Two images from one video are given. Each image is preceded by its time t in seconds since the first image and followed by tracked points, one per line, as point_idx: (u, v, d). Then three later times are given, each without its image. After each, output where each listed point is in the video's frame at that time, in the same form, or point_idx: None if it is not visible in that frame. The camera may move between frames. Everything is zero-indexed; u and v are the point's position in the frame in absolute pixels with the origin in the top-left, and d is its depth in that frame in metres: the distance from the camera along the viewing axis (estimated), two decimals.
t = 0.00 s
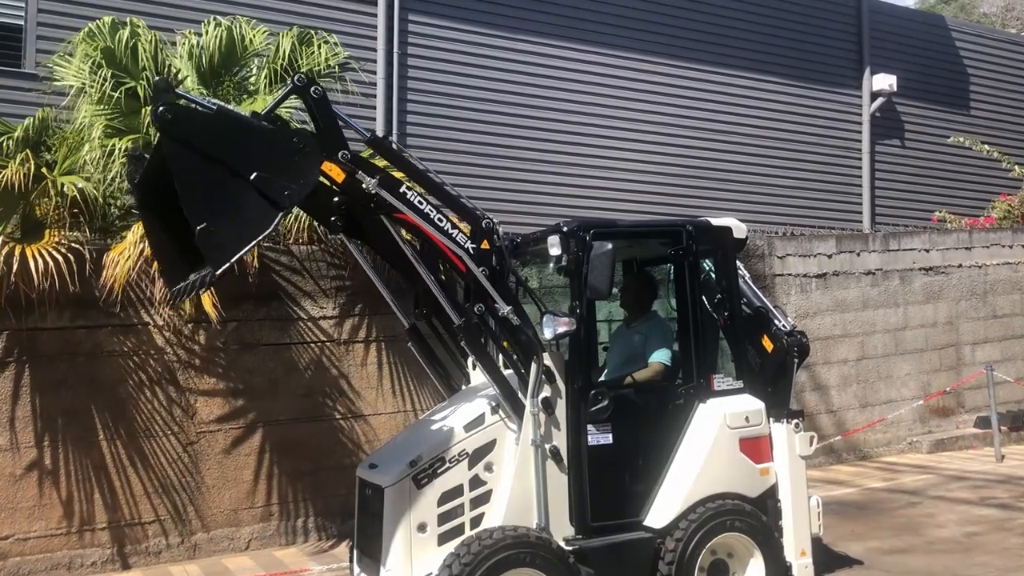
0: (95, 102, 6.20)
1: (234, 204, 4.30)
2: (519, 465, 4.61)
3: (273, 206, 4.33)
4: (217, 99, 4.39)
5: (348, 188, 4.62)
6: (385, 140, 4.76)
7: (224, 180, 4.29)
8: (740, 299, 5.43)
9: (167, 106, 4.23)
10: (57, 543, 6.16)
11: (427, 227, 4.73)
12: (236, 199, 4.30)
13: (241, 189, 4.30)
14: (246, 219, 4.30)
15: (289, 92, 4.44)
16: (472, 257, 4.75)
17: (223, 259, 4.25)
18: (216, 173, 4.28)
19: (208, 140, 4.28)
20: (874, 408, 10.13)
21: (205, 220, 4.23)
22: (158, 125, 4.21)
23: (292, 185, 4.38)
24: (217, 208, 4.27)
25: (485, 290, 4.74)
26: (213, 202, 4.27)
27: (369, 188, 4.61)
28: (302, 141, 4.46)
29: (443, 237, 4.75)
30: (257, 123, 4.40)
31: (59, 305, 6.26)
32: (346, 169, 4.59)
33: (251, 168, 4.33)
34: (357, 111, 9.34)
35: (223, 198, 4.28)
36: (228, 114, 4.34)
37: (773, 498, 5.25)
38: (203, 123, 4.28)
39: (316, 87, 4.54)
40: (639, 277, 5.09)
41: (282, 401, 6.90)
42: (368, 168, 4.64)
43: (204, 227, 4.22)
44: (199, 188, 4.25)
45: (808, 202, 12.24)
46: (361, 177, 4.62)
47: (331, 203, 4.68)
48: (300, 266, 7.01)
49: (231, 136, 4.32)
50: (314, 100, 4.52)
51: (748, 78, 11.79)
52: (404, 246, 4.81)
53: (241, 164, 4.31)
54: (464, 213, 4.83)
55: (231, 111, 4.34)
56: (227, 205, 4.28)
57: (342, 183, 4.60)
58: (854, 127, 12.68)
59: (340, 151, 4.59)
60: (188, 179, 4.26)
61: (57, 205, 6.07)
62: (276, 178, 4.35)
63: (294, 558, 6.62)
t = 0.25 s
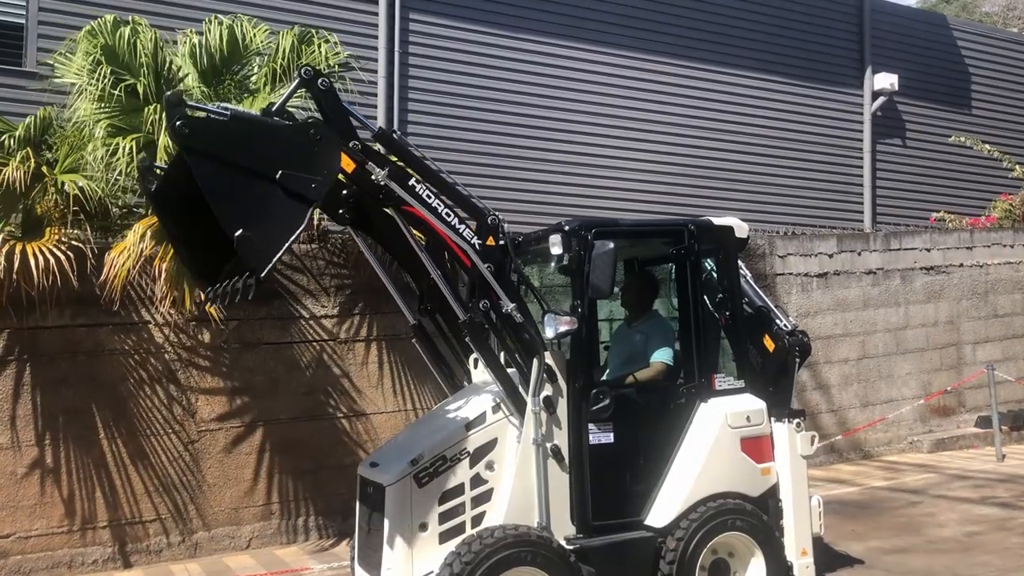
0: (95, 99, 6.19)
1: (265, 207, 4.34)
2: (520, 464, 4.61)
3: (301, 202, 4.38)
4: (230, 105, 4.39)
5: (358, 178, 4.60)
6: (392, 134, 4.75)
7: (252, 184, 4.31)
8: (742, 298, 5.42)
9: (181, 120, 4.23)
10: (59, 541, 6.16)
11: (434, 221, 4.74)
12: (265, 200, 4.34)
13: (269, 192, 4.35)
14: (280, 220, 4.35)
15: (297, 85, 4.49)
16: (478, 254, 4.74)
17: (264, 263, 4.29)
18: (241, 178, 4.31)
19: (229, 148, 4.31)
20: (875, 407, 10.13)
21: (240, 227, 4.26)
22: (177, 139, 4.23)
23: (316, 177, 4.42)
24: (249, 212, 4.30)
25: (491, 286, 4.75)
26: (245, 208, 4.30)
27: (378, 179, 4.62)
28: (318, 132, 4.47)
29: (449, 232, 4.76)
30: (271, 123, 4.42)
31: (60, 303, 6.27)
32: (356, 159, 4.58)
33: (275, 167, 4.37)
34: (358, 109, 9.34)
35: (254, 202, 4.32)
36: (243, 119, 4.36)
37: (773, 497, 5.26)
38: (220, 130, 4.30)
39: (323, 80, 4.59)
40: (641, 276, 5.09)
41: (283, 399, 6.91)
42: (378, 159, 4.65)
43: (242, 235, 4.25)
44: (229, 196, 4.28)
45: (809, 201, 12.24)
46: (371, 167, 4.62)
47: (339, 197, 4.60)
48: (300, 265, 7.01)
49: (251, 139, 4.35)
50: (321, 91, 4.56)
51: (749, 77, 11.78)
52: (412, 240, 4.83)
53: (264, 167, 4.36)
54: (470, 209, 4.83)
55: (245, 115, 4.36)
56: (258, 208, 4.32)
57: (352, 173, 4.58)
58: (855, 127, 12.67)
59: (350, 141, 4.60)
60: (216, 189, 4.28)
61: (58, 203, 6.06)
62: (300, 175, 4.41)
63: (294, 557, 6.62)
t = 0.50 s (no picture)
0: (95, 96, 6.17)
1: (279, 201, 4.36)
2: (521, 462, 4.61)
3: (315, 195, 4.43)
4: (238, 100, 4.36)
5: (366, 170, 4.67)
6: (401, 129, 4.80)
7: (265, 179, 4.33)
8: (742, 297, 5.42)
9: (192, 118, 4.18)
10: (59, 539, 6.16)
11: (440, 215, 4.77)
12: (279, 195, 4.36)
13: (282, 186, 4.37)
14: (295, 214, 4.38)
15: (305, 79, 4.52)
16: (483, 250, 4.76)
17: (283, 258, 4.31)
18: (254, 174, 4.32)
19: (240, 144, 4.31)
20: (876, 407, 10.12)
21: (257, 222, 4.28)
22: (190, 137, 4.19)
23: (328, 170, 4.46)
24: (265, 208, 4.33)
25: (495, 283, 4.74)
26: (260, 204, 4.32)
27: (386, 172, 4.69)
28: (327, 124, 4.49)
29: (454, 227, 4.78)
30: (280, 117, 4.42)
31: (61, 302, 6.27)
32: (365, 151, 4.63)
33: (287, 162, 4.40)
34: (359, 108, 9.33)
35: (268, 197, 4.34)
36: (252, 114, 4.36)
37: (774, 496, 5.26)
38: (231, 127, 4.29)
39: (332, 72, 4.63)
40: (641, 275, 5.09)
41: (284, 397, 6.90)
42: (386, 153, 4.70)
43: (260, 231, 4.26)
44: (244, 192, 4.29)
45: (810, 200, 12.23)
46: (379, 160, 4.68)
47: (346, 191, 4.65)
48: (301, 263, 7.01)
49: (262, 134, 4.35)
50: (329, 84, 4.61)
51: (750, 76, 11.77)
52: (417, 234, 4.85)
53: (276, 161, 4.37)
54: (474, 205, 4.83)
55: (254, 111, 4.35)
56: (273, 204, 4.35)
57: (361, 165, 4.65)
58: (856, 126, 12.66)
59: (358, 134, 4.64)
60: (229, 186, 4.29)
61: (60, 201, 6.05)
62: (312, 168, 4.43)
63: (295, 555, 6.62)
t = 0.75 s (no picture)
0: (97, 94, 6.19)
1: (278, 202, 4.37)
2: (521, 462, 4.62)
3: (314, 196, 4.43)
4: (236, 101, 4.35)
5: (364, 170, 4.63)
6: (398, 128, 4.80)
7: (263, 180, 4.34)
8: (742, 296, 5.42)
9: (190, 118, 4.19)
10: (60, 538, 6.16)
11: (438, 215, 4.75)
12: (278, 197, 4.37)
13: (281, 186, 4.38)
14: (293, 215, 4.39)
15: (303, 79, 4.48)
16: (482, 249, 4.77)
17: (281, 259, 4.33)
18: (253, 175, 4.33)
19: (239, 145, 4.31)
20: (876, 406, 10.12)
21: (256, 223, 4.29)
22: (188, 139, 4.21)
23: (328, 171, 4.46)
24: (265, 209, 4.34)
25: (494, 283, 4.75)
26: (259, 204, 4.33)
27: (384, 172, 4.65)
28: (326, 124, 4.48)
29: (453, 227, 4.77)
30: (279, 117, 4.41)
31: (61, 300, 6.27)
32: (363, 151, 4.59)
33: (286, 162, 4.40)
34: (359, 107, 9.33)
35: (267, 199, 4.35)
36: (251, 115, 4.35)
37: (774, 495, 5.26)
38: (230, 127, 4.28)
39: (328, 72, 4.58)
40: (642, 274, 5.09)
41: (284, 396, 6.91)
42: (385, 152, 4.67)
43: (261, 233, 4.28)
44: (242, 193, 4.30)
45: (811, 200, 12.23)
46: (377, 160, 4.65)
47: (344, 191, 4.67)
48: (301, 262, 7.01)
49: (260, 135, 4.34)
50: (326, 84, 4.57)
51: (751, 76, 11.77)
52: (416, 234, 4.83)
53: (275, 162, 4.37)
54: (472, 203, 4.85)
55: (252, 111, 4.34)
56: (272, 204, 4.35)
57: (358, 165, 4.60)
58: (857, 125, 12.66)
59: (357, 134, 4.62)
60: (228, 186, 4.30)
61: (60, 200, 6.07)
62: (311, 168, 4.43)
63: (295, 554, 6.62)
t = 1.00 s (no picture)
0: (98, 94, 6.20)
1: (281, 194, 4.41)
2: (520, 462, 4.62)
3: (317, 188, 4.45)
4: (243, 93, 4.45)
5: (368, 166, 4.69)
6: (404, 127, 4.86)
7: (267, 172, 4.39)
8: (741, 296, 5.42)
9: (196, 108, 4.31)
10: (60, 537, 6.17)
11: (441, 212, 4.78)
12: (281, 188, 4.41)
13: (284, 178, 4.42)
14: (295, 208, 4.41)
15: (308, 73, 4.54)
16: (484, 248, 4.78)
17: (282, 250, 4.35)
18: (257, 166, 4.39)
19: (244, 136, 4.38)
20: (876, 407, 10.12)
21: (258, 214, 4.33)
22: (194, 128, 4.32)
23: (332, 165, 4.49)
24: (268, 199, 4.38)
25: (495, 282, 4.75)
26: (262, 196, 4.38)
27: (388, 168, 4.71)
28: (331, 119, 4.54)
29: (455, 224, 4.80)
30: (284, 110, 4.48)
31: (62, 300, 6.28)
32: (367, 146, 4.66)
33: (291, 155, 4.45)
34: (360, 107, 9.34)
35: (270, 190, 4.39)
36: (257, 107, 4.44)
37: (774, 495, 5.26)
38: (234, 119, 4.37)
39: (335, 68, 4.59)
40: (641, 274, 5.09)
41: (283, 396, 6.91)
42: (389, 149, 4.74)
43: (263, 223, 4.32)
44: (245, 184, 4.36)
45: (811, 200, 12.23)
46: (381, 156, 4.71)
47: (348, 187, 4.68)
48: (301, 262, 7.03)
49: (265, 127, 4.41)
50: (332, 80, 4.58)
51: (752, 76, 11.77)
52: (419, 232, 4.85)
53: (279, 155, 4.43)
54: (474, 202, 4.87)
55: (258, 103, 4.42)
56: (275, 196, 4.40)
57: (363, 160, 4.66)
58: (858, 125, 12.66)
59: (363, 129, 4.68)
60: (232, 177, 4.36)
61: (61, 200, 6.09)
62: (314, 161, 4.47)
63: (295, 554, 6.63)
